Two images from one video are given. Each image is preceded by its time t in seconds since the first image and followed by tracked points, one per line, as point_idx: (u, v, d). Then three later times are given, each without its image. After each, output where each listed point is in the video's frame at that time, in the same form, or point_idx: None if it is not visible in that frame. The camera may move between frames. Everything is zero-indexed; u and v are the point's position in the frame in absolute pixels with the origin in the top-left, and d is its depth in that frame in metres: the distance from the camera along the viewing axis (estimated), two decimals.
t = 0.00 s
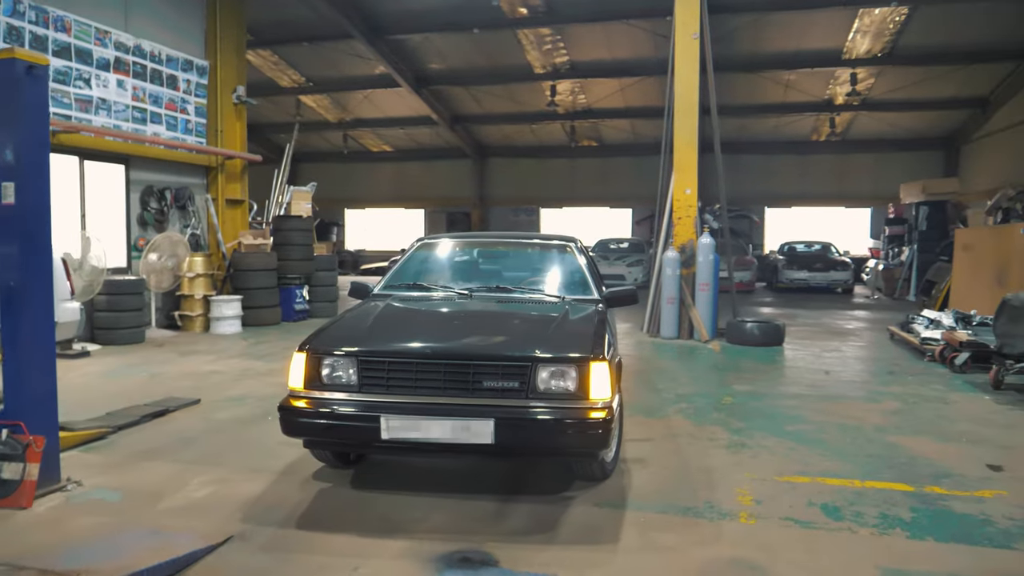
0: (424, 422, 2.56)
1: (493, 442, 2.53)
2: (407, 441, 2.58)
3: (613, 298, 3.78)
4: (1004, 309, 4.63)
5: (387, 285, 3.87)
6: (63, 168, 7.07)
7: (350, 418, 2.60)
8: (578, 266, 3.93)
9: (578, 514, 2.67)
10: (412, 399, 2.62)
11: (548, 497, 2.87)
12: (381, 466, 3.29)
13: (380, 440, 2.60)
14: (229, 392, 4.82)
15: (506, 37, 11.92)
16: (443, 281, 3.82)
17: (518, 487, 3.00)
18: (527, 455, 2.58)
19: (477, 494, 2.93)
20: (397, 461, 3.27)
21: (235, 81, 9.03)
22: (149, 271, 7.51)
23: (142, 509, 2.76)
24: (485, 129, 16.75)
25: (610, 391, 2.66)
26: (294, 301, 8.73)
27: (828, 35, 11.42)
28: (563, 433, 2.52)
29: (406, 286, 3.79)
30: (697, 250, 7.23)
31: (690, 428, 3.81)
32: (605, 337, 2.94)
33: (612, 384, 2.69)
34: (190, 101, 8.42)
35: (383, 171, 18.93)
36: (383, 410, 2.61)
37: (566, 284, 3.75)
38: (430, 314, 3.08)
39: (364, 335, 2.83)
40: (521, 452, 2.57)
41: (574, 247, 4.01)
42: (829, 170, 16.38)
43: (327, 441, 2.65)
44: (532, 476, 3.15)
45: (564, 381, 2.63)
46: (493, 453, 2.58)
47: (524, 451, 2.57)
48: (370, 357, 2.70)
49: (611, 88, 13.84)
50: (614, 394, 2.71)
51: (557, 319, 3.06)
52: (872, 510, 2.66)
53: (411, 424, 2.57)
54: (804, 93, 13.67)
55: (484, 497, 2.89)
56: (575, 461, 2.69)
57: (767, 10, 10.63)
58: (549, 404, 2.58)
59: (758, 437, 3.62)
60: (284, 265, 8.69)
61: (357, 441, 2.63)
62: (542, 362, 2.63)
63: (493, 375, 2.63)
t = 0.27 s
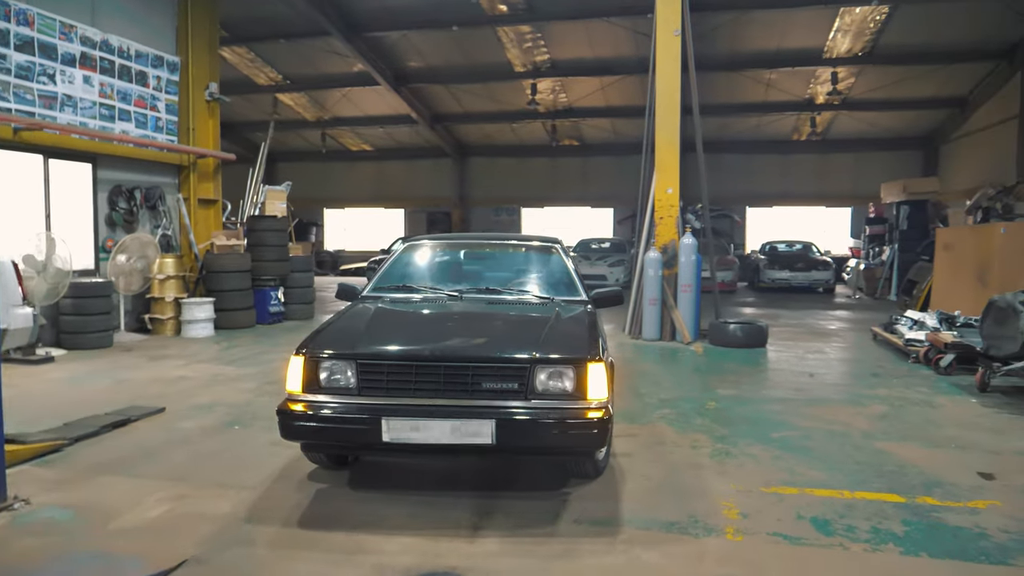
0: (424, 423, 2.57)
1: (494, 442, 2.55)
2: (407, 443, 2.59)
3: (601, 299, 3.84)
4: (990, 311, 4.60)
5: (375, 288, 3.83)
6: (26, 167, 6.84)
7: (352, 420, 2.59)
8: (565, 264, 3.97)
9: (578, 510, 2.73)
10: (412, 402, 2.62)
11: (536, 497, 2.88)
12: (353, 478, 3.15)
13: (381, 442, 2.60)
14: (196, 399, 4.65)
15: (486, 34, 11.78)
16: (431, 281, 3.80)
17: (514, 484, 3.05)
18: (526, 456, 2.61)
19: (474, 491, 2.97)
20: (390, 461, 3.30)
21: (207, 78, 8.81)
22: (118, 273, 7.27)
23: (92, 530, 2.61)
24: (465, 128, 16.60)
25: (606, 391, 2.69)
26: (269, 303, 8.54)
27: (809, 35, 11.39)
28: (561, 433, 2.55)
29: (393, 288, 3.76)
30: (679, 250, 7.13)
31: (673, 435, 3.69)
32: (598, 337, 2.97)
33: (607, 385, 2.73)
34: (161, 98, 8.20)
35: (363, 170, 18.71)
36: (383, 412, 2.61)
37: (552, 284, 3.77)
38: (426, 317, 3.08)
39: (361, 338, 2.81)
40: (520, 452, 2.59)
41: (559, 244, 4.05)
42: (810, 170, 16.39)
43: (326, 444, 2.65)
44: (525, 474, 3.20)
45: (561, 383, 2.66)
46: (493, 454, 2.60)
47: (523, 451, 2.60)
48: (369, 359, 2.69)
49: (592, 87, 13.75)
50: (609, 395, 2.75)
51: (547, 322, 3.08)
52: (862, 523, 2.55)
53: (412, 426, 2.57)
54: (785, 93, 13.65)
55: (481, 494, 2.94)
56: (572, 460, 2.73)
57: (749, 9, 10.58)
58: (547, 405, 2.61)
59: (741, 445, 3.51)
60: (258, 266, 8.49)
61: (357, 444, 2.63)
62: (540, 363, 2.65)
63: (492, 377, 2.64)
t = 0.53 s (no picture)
0: (436, 419, 2.63)
1: (504, 437, 2.61)
2: (419, 439, 2.65)
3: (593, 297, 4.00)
4: (986, 311, 4.49)
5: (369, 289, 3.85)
6: None
7: (363, 417, 2.64)
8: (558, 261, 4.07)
9: (580, 502, 2.80)
10: (423, 398, 2.68)
11: (516, 507, 2.77)
12: (329, 490, 3.01)
13: (392, 439, 2.65)
14: (168, 405, 4.48)
15: (472, 31, 11.66)
16: (429, 281, 3.84)
17: (515, 478, 3.12)
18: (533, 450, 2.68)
19: (476, 485, 3.04)
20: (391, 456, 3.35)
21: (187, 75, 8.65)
22: (94, 274, 7.07)
23: (47, 548, 2.45)
24: (452, 126, 16.46)
25: (610, 386, 2.76)
26: (250, 304, 8.34)
27: (797, 33, 11.33)
28: (569, 428, 2.63)
29: (392, 288, 3.78)
30: (668, 250, 7.01)
31: (663, 441, 3.57)
32: (599, 334, 3.04)
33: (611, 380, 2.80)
34: (139, 95, 8.00)
35: (348, 169, 18.53)
36: (394, 409, 2.66)
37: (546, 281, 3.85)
38: (430, 315, 3.13)
39: (368, 336, 2.86)
40: (528, 446, 2.66)
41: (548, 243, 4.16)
42: (798, 169, 16.33)
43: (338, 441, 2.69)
44: (523, 468, 3.27)
45: (566, 378, 2.73)
46: (501, 449, 2.67)
47: (530, 446, 2.67)
48: (378, 357, 2.74)
49: (580, 85, 13.63)
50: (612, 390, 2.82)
51: (548, 317, 3.15)
52: (864, 537, 2.42)
53: (423, 422, 2.63)
54: (773, 91, 13.60)
55: (484, 487, 3.01)
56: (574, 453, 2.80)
57: (737, 6, 10.50)
58: (554, 400, 2.68)
59: (734, 452, 3.39)
60: (239, 266, 8.30)
61: (368, 440, 2.68)
62: (547, 359, 2.72)
63: (500, 374, 2.71)
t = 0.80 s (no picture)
0: (451, 412, 2.70)
1: (517, 429, 2.70)
2: (433, 431, 2.72)
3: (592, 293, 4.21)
4: (995, 310, 4.35)
5: (372, 288, 4.05)
6: None
7: (380, 410, 2.71)
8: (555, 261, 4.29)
9: (587, 490, 2.89)
10: (436, 391, 2.75)
11: (505, 518, 2.62)
12: (307, 500, 2.85)
13: (407, 431, 2.72)
14: (147, 409, 4.31)
15: (467, 27, 11.50)
16: (433, 281, 4.04)
17: (522, 468, 3.19)
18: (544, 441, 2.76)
19: (484, 475, 3.11)
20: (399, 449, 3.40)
21: (175, 70, 8.48)
22: (77, 274, 6.90)
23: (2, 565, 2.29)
24: (446, 124, 16.30)
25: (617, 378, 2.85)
26: (240, 304, 8.19)
27: (794, 28, 11.19)
28: (578, 419, 2.72)
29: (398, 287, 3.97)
30: (665, 248, 6.88)
31: (659, 446, 3.42)
32: (602, 326, 3.10)
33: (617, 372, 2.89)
34: (125, 90, 7.83)
35: (342, 167, 18.36)
36: (408, 402, 2.73)
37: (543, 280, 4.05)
38: (437, 309, 3.18)
39: (379, 331, 2.91)
40: (540, 437, 2.74)
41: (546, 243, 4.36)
42: (796, 168, 16.20)
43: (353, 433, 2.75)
44: (530, 460, 3.34)
45: (575, 369, 2.81)
46: (513, 440, 2.75)
47: (542, 437, 2.75)
48: (391, 351, 2.80)
49: (577, 81, 13.46)
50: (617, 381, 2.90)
51: (552, 310, 3.23)
52: (874, 551, 2.28)
53: (438, 415, 2.70)
54: (771, 88, 13.46)
55: (492, 477, 3.09)
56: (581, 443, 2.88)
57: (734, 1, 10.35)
58: (563, 392, 2.76)
59: (735, 458, 3.24)
60: (228, 266, 8.13)
61: (383, 432, 2.74)
62: (556, 351, 2.80)
63: (510, 366, 2.78)
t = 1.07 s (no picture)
0: (462, 406, 2.79)
1: (527, 421, 2.79)
2: (445, 424, 2.80)
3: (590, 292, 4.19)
4: (1004, 313, 4.15)
5: (373, 287, 4.05)
6: None
7: (395, 405, 2.78)
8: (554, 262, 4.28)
9: (591, 482, 2.98)
10: (448, 386, 2.83)
11: (493, 533, 2.49)
12: (282, 516, 2.69)
13: (420, 425, 2.80)
14: (126, 415, 4.17)
15: (462, 25, 11.35)
16: (433, 281, 4.03)
17: (524, 461, 3.30)
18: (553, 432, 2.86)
19: (489, 468, 3.20)
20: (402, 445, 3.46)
21: (164, 67, 8.34)
22: (62, 274, 6.76)
23: None
24: (443, 123, 16.16)
25: (621, 372, 2.95)
26: (229, 305, 8.04)
27: (794, 25, 11.04)
28: (586, 411, 2.82)
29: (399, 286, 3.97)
30: (663, 248, 6.73)
31: (656, 457, 3.27)
32: (603, 322, 3.21)
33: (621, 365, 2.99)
34: (112, 88, 7.68)
35: (338, 167, 18.21)
36: (421, 396, 2.81)
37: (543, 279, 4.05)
38: (443, 308, 3.27)
39: (389, 328, 2.98)
40: (548, 429, 2.84)
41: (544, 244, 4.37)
42: (796, 166, 16.07)
43: (368, 428, 2.83)
44: (532, 454, 3.41)
45: (581, 364, 2.90)
46: (522, 431, 2.84)
47: (551, 428, 2.84)
48: (403, 348, 2.87)
49: (574, 80, 13.32)
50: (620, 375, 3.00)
51: (554, 308, 3.31)
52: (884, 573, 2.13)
53: (450, 409, 2.78)
54: (770, 86, 13.33)
55: (496, 470, 3.18)
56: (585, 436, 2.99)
57: None
58: (570, 385, 2.86)
59: (736, 469, 3.09)
60: (218, 266, 7.99)
61: (395, 427, 2.82)
62: (563, 347, 2.89)
63: (519, 361, 2.87)
